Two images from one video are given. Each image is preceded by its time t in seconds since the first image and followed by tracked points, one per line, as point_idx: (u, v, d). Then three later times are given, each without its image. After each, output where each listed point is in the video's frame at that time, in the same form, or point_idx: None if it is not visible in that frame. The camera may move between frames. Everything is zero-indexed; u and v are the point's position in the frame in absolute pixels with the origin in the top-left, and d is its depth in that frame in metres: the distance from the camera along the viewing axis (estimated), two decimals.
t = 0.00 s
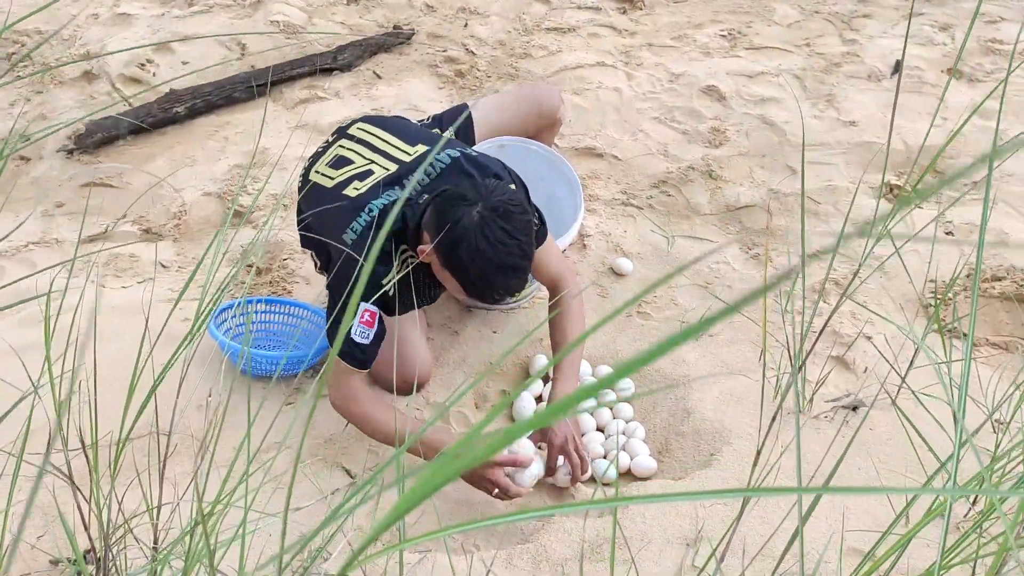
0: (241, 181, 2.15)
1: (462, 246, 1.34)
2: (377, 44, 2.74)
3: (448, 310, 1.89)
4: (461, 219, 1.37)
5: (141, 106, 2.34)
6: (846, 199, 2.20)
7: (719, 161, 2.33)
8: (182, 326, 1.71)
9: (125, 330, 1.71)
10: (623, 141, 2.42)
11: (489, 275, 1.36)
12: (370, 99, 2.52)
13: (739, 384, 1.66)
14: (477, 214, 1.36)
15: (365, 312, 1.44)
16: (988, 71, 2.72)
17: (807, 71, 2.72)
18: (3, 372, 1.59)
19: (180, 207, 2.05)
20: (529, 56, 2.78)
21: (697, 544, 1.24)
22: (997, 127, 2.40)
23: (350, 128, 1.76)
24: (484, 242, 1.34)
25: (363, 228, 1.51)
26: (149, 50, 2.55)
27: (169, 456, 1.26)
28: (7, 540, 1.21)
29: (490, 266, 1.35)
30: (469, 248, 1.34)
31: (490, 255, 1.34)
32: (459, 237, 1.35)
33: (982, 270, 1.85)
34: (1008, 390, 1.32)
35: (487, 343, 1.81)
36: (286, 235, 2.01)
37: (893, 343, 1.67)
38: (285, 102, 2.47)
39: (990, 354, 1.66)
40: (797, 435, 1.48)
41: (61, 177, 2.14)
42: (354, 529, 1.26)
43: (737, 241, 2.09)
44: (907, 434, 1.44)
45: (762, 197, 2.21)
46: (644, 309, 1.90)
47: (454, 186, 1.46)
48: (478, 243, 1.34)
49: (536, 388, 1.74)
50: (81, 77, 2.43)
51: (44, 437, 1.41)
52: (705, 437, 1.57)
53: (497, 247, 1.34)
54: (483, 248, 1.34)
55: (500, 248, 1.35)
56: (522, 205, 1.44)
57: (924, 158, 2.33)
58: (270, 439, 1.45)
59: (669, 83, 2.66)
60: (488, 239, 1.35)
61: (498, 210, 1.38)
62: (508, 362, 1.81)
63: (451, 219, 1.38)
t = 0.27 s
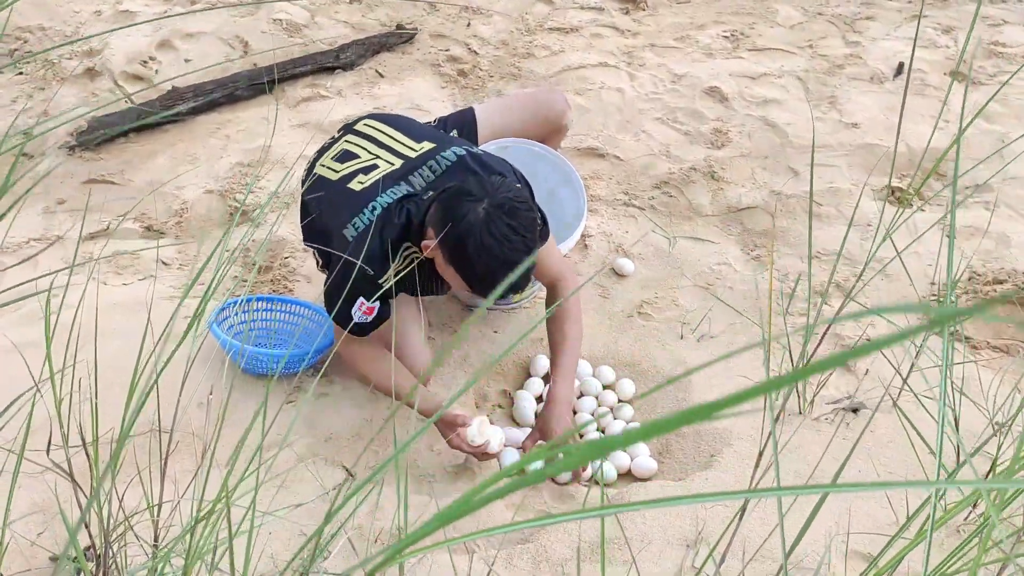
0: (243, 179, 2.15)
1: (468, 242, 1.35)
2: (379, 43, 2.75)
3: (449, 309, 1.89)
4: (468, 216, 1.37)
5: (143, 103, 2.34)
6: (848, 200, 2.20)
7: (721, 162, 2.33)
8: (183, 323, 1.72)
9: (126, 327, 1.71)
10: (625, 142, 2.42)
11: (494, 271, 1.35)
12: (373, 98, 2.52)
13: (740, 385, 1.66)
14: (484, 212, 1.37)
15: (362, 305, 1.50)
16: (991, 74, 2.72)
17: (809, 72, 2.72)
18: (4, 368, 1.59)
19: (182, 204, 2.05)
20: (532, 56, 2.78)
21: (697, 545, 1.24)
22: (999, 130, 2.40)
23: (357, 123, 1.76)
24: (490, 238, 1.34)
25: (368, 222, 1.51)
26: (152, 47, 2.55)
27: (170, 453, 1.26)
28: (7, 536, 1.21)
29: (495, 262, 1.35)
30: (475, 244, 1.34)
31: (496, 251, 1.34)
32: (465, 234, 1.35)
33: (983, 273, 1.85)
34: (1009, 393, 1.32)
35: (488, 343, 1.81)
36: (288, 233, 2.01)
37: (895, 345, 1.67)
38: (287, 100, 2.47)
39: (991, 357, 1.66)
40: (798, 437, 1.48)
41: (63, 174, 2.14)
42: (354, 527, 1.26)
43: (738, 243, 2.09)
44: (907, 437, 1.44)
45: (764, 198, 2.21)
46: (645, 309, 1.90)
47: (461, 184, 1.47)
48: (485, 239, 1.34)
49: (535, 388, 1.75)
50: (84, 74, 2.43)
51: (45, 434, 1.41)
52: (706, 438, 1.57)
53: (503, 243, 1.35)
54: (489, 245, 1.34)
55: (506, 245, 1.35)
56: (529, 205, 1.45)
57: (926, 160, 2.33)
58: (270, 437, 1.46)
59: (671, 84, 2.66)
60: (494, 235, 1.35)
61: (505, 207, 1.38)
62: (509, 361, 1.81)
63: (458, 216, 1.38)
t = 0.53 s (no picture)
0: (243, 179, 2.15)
1: (476, 238, 1.35)
2: (380, 43, 2.75)
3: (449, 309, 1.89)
4: (475, 212, 1.37)
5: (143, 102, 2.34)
6: (848, 202, 2.20)
7: (721, 163, 2.33)
8: (183, 323, 1.72)
9: (126, 326, 1.71)
10: (626, 142, 2.42)
11: (503, 267, 1.35)
12: (373, 98, 2.52)
13: (739, 387, 1.67)
14: (491, 207, 1.37)
15: (370, 300, 1.51)
16: (991, 75, 2.72)
17: (810, 74, 2.72)
18: (3, 367, 1.59)
19: (182, 203, 2.05)
20: (532, 56, 2.78)
21: (696, 546, 1.24)
22: (1000, 132, 2.40)
23: (360, 121, 1.76)
24: (498, 234, 1.34)
25: (373, 219, 1.51)
26: (152, 46, 2.55)
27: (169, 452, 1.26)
28: (5, 534, 1.21)
29: (503, 258, 1.34)
30: (483, 241, 1.34)
31: (504, 247, 1.34)
32: (472, 230, 1.35)
33: (983, 275, 1.85)
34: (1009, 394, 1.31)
35: (487, 343, 1.81)
36: (288, 233, 2.01)
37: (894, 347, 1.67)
38: (287, 99, 2.47)
39: (990, 359, 1.67)
40: (797, 438, 1.48)
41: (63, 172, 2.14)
42: (353, 526, 1.26)
43: (738, 244, 2.09)
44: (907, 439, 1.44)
45: (764, 200, 2.21)
46: (645, 309, 1.90)
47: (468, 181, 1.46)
48: (492, 235, 1.34)
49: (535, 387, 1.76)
50: (84, 73, 2.43)
51: (44, 432, 1.41)
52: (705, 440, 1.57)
53: (510, 239, 1.34)
54: (496, 241, 1.34)
55: (513, 240, 1.35)
56: (535, 201, 1.44)
57: (926, 161, 2.33)
58: (269, 436, 1.46)
59: (672, 85, 2.66)
60: (502, 231, 1.35)
61: (512, 203, 1.38)
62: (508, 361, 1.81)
63: (465, 212, 1.38)
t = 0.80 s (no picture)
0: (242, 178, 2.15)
1: (479, 231, 1.36)
2: (379, 43, 2.75)
3: (448, 309, 1.89)
4: (478, 204, 1.37)
5: (142, 101, 2.34)
6: (847, 201, 2.20)
7: (720, 163, 2.33)
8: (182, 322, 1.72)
9: (125, 325, 1.71)
10: (625, 142, 2.42)
11: (506, 258, 1.37)
12: (372, 97, 2.52)
13: (738, 387, 1.67)
14: (493, 199, 1.37)
15: (378, 292, 1.51)
16: (990, 75, 2.72)
17: (808, 73, 2.72)
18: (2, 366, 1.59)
19: (181, 203, 2.06)
20: (531, 56, 2.79)
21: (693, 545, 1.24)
22: (998, 132, 2.41)
23: (361, 115, 1.76)
24: (501, 225, 1.35)
25: (375, 210, 1.52)
26: (152, 45, 2.55)
27: (168, 451, 1.26)
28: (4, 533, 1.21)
29: (506, 250, 1.36)
30: (486, 233, 1.35)
31: (507, 239, 1.35)
32: (475, 223, 1.36)
33: (981, 274, 1.86)
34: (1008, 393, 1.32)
35: (486, 343, 1.82)
36: (287, 232, 2.01)
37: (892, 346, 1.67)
38: (286, 99, 2.47)
39: (988, 358, 1.67)
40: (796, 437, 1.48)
41: (62, 171, 2.14)
42: (351, 526, 1.27)
43: (736, 243, 2.10)
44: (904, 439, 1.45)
45: (762, 199, 2.21)
46: (644, 309, 1.90)
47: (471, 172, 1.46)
48: (495, 227, 1.35)
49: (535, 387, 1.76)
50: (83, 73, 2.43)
51: (43, 431, 1.41)
52: (703, 439, 1.58)
53: (513, 231, 1.35)
54: (500, 233, 1.35)
55: (516, 232, 1.36)
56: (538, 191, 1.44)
57: (925, 161, 2.34)
58: (268, 435, 1.46)
59: (671, 84, 2.66)
60: (505, 223, 1.35)
61: (514, 194, 1.38)
62: (507, 361, 1.81)
63: (468, 204, 1.38)
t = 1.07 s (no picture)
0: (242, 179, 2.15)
1: (488, 203, 1.34)
2: (379, 43, 2.75)
3: (448, 309, 1.90)
4: (485, 177, 1.36)
5: (142, 102, 2.34)
6: (847, 200, 2.21)
7: (719, 163, 2.33)
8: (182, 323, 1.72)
9: (125, 326, 1.71)
10: (624, 142, 2.42)
11: (515, 231, 1.34)
12: (372, 98, 2.53)
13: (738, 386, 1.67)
14: (499, 171, 1.36)
15: (384, 278, 1.48)
16: (989, 74, 2.72)
17: (808, 73, 2.72)
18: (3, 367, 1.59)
19: (181, 204, 2.05)
20: (531, 56, 2.79)
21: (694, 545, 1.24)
22: (997, 131, 2.41)
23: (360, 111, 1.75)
24: (509, 197, 1.33)
25: (380, 192, 1.51)
26: (151, 46, 2.56)
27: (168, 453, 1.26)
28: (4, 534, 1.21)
29: (516, 222, 1.33)
30: (495, 205, 1.33)
31: (516, 211, 1.32)
32: (484, 196, 1.34)
33: (981, 273, 1.86)
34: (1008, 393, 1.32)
35: (486, 343, 1.82)
36: (286, 233, 2.01)
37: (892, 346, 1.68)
38: (285, 99, 2.47)
39: (988, 357, 1.67)
40: (797, 437, 1.48)
41: (62, 173, 2.14)
42: (351, 527, 1.27)
43: (736, 243, 2.10)
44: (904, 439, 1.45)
45: (762, 199, 2.21)
46: (644, 309, 1.90)
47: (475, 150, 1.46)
48: (504, 198, 1.32)
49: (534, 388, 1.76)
50: (83, 74, 2.43)
51: (43, 432, 1.41)
52: (703, 438, 1.58)
53: (522, 201, 1.32)
54: (508, 204, 1.32)
55: (525, 203, 1.33)
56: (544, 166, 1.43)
57: (924, 160, 2.34)
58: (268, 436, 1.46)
59: (670, 84, 2.66)
60: (513, 194, 1.33)
61: (520, 166, 1.36)
62: (507, 361, 1.81)
63: (475, 178, 1.37)
